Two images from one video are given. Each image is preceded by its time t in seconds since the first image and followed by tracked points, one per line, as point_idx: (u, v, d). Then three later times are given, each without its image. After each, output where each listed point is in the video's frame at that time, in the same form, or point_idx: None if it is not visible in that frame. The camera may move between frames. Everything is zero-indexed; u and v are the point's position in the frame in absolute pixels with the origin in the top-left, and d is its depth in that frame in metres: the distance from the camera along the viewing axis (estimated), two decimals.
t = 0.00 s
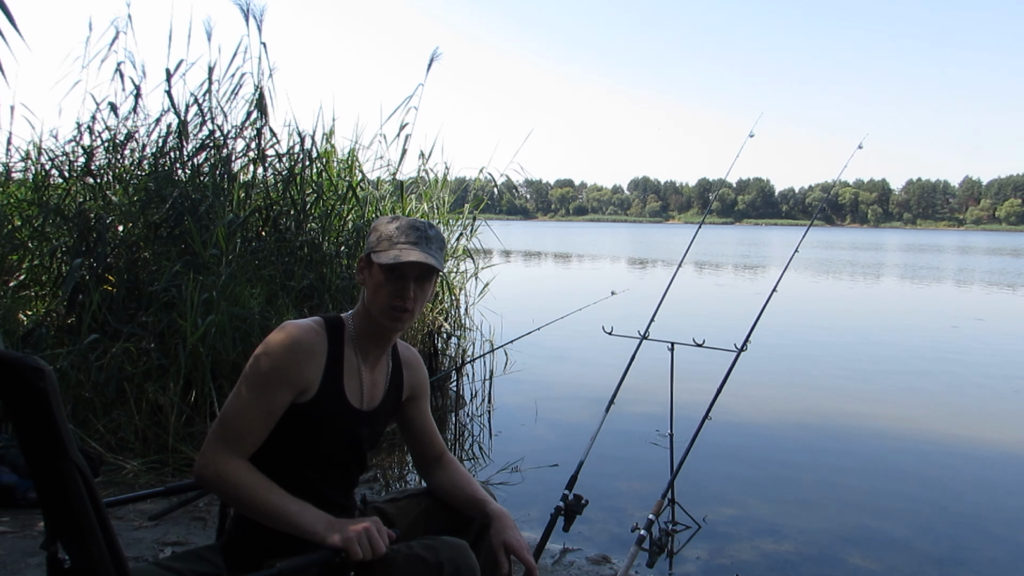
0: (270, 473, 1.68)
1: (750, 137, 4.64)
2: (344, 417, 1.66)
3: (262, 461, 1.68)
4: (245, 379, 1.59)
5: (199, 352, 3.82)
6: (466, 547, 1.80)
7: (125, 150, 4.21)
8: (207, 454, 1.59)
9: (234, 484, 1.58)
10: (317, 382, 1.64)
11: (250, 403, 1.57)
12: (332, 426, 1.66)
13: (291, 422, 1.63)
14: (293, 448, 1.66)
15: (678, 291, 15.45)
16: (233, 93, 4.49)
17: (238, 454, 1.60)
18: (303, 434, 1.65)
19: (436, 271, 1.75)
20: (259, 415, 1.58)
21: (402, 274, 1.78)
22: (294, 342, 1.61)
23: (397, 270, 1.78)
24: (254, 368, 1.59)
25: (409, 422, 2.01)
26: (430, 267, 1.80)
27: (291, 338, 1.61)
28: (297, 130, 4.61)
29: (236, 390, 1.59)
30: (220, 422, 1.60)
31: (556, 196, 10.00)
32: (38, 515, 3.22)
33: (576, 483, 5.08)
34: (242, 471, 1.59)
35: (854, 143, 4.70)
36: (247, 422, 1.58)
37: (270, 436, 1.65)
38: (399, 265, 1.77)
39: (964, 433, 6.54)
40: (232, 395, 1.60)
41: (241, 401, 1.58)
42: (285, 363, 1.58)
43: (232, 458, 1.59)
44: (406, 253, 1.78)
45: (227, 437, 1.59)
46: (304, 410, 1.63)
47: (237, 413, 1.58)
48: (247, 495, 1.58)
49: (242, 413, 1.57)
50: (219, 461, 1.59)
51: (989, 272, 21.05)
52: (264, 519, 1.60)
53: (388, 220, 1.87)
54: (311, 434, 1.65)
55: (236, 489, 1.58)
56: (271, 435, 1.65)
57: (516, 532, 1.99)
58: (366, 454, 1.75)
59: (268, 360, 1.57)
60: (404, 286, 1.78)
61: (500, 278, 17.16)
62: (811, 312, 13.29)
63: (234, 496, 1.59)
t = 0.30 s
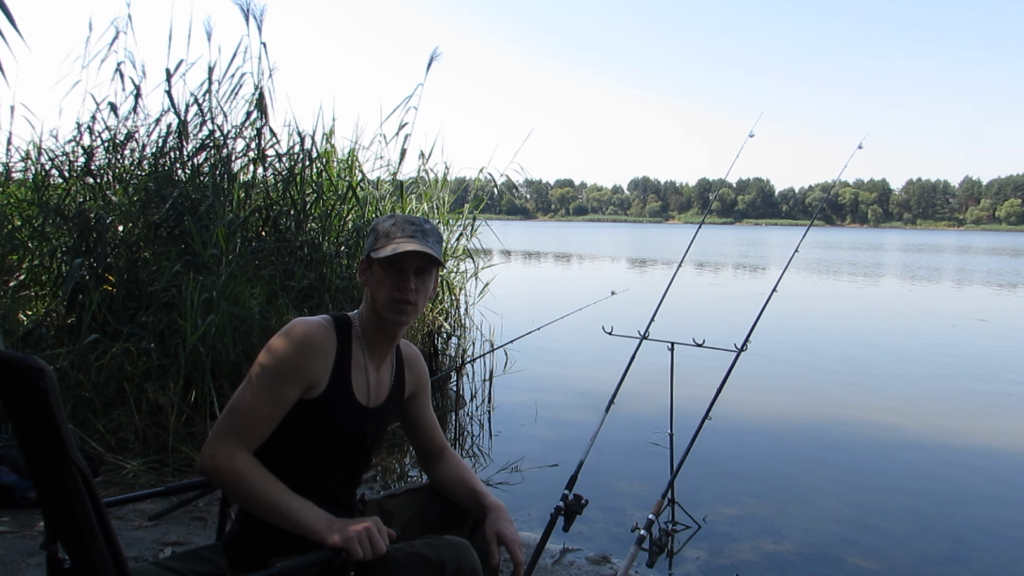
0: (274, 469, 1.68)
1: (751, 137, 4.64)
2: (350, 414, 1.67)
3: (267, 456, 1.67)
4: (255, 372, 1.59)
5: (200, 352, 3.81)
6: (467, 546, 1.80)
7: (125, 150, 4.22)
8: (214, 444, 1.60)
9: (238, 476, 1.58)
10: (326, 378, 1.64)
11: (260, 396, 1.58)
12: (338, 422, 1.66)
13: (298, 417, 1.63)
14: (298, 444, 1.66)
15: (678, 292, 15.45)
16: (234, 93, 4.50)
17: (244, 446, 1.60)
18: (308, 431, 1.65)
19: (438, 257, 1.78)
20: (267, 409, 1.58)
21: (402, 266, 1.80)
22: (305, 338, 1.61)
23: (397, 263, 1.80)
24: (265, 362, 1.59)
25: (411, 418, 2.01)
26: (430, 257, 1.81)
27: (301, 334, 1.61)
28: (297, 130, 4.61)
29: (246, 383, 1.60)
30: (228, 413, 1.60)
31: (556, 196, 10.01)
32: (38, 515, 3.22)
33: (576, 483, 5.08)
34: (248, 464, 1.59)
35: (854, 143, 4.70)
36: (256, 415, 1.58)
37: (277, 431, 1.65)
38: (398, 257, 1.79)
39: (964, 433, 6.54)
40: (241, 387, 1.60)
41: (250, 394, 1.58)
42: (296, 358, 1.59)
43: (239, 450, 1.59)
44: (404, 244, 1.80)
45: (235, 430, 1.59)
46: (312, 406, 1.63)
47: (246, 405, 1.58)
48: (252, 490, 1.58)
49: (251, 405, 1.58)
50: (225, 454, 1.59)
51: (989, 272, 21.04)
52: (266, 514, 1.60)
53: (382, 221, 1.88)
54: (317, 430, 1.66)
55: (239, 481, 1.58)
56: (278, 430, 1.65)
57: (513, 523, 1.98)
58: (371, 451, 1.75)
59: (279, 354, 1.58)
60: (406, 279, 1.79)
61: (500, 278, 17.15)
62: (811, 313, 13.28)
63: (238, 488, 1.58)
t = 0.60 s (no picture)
0: (276, 467, 1.68)
1: (750, 136, 4.65)
2: (355, 412, 1.66)
3: (270, 454, 1.68)
4: (260, 370, 1.59)
5: (199, 352, 3.81)
6: (467, 549, 1.80)
7: (125, 150, 4.21)
8: (218, 440, 1.60)
9: (241, 473, 1.59)
10: (332, 377, 1.64)
11: (265, 394, 1.58)
12: (342, 422, 1.66)
13: (303, 415, 1.64)
14: (302, 443, 1.66)
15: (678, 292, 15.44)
16: (234, 93, 4.51)
17: (248, 443, 1.60)
18: (313, 429, 1.65)
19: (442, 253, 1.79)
20: (272, 406, 1.58)
21: (406, 262, 1.80)
22: (310, 337, 1.61)
23: (400, 259, 1.79)
24: (270, 359, 1.59)
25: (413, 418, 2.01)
26: (433, 252, 1.81)
27: (307, 333, 1.61)
28: (296, 130, 4.61)
29: (251, 380, 1.60)
30: (233, 410, 1.60)
31: (556, 196, 10.01)
32: (37, 515, 3.22)
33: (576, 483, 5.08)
34: (251, 460, 1.59)
35: (855, 143, 4.70)
36: (260, 412, 1.58)
37: (281, 430, 1.66)
38: (402, 253, 1.79)
39: (964, 433, 6.54)
40: (246, 384, 1.61)
41: (255, 391, 1.58)
42: (301, 356, 1.59)
43: (242, 446, 1.60)
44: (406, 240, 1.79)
45: (240, 426, 1.59)
46: (317, 404, 1.63)
47: (250, 403, 1.58)
48: (253, 486, 1.59)
49: (254, 402, 1.58)
50: (229, 450, 1.59)
51: (989, 272, 21.04)
52: (268, 512, 1.60)
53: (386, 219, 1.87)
54: (320, 430, 1.66)
55: (242, 478, 1.59)
56: (282, 428, 1.66)
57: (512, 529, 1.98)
58: (375, 450, 1.75)
59: (285, 352, 1.58)
60: (410, 275, 1.79)
61: (500, 278, 17.15)
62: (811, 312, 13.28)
63: (241, 485, 1.59)
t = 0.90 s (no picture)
0: (276, 464, 1.68)
1: (750, 136, 4.64)
2: (357, 411, 1.66)
3: (271, 451, 1.68)
4: (262, 368, 1.59)
5: (200, 352, 3.81)
6: (467, 547, 1.80)
7: (125, 150, 4.21)
8: (219, 437, 1.60)
9: (242, 470, 1.59)
10: (332, 374, 1.64)
11: (266, 391, 1.58)
12: (342, 420, 1.66)
13: (303, 413, 1.63)
14: (304, 441, 1.66)
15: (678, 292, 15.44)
16: (233, 92, 4.51)
17: (249, 440, 1.60)
18: (315, 427, 1.65)
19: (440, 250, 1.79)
20: (273, 404, 1.58)
21: (404, 260, 1.79)
22: (310, 334, 1.61)
23: (398, 256, 1.79)
24: (271, 358, 1.59)
25: (416, 416, 2.01)
26: (431, 249, 1.81)
27: (307, 331, 1.61)
28: (297, 130, 4.61)
29: (252, 378, 1.60)
30: (234, 408, 1.60)
31: (556, 196, 10.01)
32: (37, 516, 3.22)
33: (576, 483, 5.08)
34: (251, 457, 1.59)
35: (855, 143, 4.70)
36: (261, 410, 1.58)
37: (282, 428, 1.65)
38: (399, 251, 1.79)
39: (963, 433, 6.54)
40: (247, 382, 1.61)
41: (255, 389, 1.58)
42: (301, 354, 1.59)
43: (243, 443, 1.60)
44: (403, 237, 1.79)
45: (241, 424, 1.59)
46: (318, 402, 1.63)
47: (251, 400, 1.58)
48: (254, 484, 1.59)
49: (255, 399, 1.58)
50: (229, 447, 1.59)
51: (989, 272, 21.04)
52: (268, 510, 1.60)
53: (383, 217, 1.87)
54: (321, 428, 1.65)
55: (243, 475, 1.59)
56: (283, 426, 1.65)
57: (514, 525, 2.00)
58: (376, 449, 1.75)
59: (285, 350, 1.58)
60: (408, 272, 1.79)
61: (500, 278, 17.15)
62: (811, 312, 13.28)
63: (241, 483, 1.59)
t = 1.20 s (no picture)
0: (276, 465, 1.68)
1: (750, 136, 4.65)
2: (357, 412, 1.66)
3: (271, 452, 1.68)
4: (262, 370, 1.59)
5: (199, 352, 3.81)
6: (466, 547, 1.80)
7: (125, 150, 4.21)
8: (219, 437, 1.61)
9: (242, 472, 1.59)
10: (334, 375, 1.64)
11: (267, 393, 1.58)
12: (343, 421, 1.66)
13: (304, 414, 1.64)
14: (304, 442, 1.66)
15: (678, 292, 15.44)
16: (233, 92, 4.51)
17: (249, 442, 1.60)
18: (315, 428, 1.65)
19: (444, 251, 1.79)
20: (274, 405, 1.59)
21: (408, 261, 1.79)
22: (311, 336, 1.61)
23: (403, 257, 1.79)
24: (272, 359, 1.59)
25: (416, 418, 2.01)
26: (435, 251, 1.81)
27: (308, 332, 1.61)
28: (296, 130, 4.61)
29: (252, 379, 1.60)
30: (234, 409, 1.60)
31: (556, 196, 10.02)
32: (37, 515, 3.22)
33: (576, 483, 5.08)
34: (251, 458, 1.59)
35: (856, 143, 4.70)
36: (262, 410, 1.58)
37: (282, 429, 1.65)
38: (404, 252, 1.79)
39: (963, 434, 6.54)
40: (247, 383, 1.61)
41: (256, 391, 1.58)
42: (302, 356, 1.59)
43: (243, 444, 1.60)
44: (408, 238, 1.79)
45: (242, 424, 1.60)
46: (318, 404, 1.63)
47: (251, 401, 1.58)
48: (254, 484, 1.59)
49: (256, 401, 1.58)
50: (230, 448, 1.59)
51: (988, 272, 21.05)
52: (268, 511, 1.60)
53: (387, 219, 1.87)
54: (322, 430, 1.66)
55: (243, 476, 1.59)
56: (283, 427, 1.66)
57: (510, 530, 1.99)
58: (376, 450, 1.75)
59: (286, 352, 1.58)
60: (413, 273, 1.79)
61: (500, 278, 17.15)
62: (811, 313, 13.28)
63: (241, 484, 1.59)
